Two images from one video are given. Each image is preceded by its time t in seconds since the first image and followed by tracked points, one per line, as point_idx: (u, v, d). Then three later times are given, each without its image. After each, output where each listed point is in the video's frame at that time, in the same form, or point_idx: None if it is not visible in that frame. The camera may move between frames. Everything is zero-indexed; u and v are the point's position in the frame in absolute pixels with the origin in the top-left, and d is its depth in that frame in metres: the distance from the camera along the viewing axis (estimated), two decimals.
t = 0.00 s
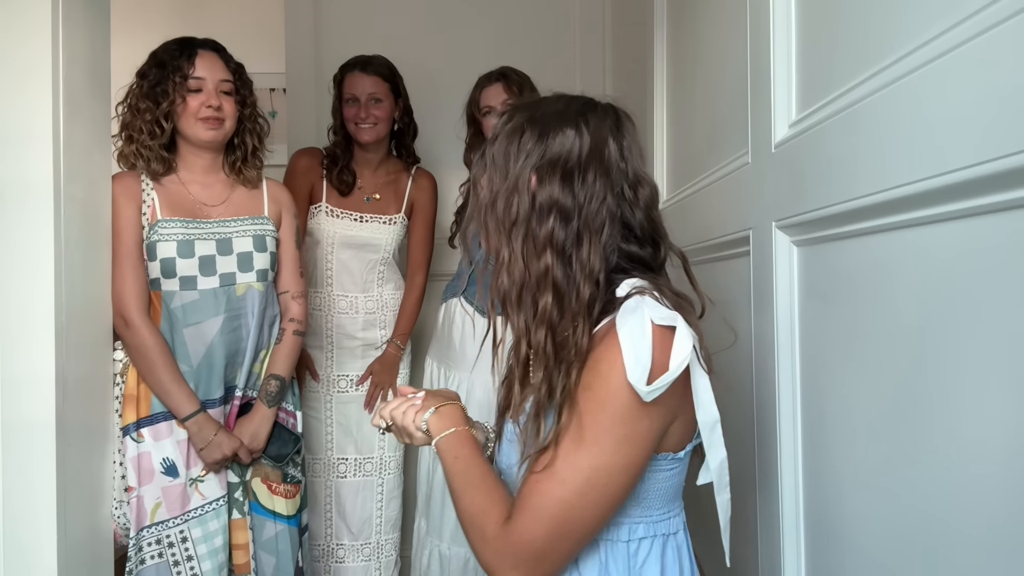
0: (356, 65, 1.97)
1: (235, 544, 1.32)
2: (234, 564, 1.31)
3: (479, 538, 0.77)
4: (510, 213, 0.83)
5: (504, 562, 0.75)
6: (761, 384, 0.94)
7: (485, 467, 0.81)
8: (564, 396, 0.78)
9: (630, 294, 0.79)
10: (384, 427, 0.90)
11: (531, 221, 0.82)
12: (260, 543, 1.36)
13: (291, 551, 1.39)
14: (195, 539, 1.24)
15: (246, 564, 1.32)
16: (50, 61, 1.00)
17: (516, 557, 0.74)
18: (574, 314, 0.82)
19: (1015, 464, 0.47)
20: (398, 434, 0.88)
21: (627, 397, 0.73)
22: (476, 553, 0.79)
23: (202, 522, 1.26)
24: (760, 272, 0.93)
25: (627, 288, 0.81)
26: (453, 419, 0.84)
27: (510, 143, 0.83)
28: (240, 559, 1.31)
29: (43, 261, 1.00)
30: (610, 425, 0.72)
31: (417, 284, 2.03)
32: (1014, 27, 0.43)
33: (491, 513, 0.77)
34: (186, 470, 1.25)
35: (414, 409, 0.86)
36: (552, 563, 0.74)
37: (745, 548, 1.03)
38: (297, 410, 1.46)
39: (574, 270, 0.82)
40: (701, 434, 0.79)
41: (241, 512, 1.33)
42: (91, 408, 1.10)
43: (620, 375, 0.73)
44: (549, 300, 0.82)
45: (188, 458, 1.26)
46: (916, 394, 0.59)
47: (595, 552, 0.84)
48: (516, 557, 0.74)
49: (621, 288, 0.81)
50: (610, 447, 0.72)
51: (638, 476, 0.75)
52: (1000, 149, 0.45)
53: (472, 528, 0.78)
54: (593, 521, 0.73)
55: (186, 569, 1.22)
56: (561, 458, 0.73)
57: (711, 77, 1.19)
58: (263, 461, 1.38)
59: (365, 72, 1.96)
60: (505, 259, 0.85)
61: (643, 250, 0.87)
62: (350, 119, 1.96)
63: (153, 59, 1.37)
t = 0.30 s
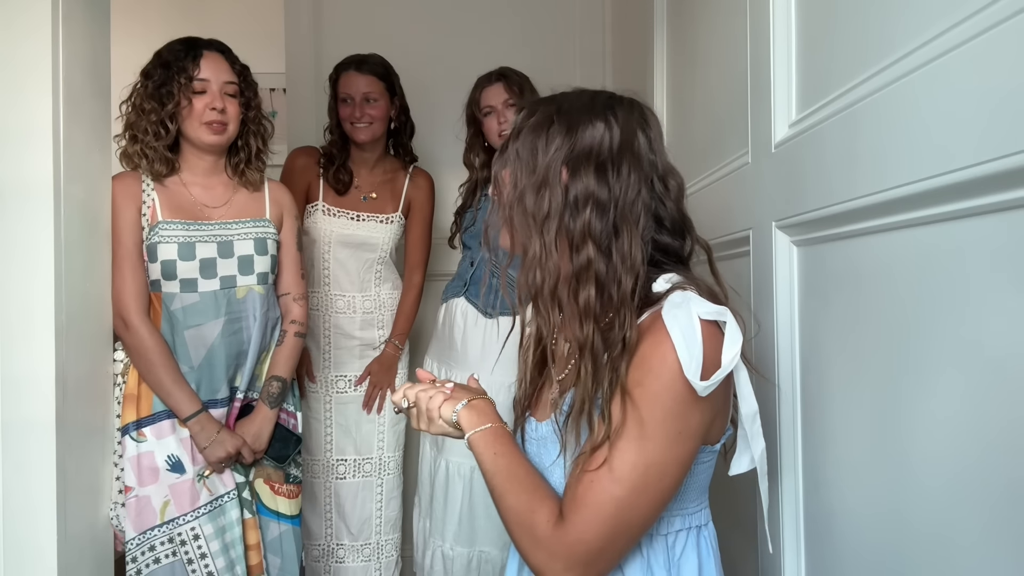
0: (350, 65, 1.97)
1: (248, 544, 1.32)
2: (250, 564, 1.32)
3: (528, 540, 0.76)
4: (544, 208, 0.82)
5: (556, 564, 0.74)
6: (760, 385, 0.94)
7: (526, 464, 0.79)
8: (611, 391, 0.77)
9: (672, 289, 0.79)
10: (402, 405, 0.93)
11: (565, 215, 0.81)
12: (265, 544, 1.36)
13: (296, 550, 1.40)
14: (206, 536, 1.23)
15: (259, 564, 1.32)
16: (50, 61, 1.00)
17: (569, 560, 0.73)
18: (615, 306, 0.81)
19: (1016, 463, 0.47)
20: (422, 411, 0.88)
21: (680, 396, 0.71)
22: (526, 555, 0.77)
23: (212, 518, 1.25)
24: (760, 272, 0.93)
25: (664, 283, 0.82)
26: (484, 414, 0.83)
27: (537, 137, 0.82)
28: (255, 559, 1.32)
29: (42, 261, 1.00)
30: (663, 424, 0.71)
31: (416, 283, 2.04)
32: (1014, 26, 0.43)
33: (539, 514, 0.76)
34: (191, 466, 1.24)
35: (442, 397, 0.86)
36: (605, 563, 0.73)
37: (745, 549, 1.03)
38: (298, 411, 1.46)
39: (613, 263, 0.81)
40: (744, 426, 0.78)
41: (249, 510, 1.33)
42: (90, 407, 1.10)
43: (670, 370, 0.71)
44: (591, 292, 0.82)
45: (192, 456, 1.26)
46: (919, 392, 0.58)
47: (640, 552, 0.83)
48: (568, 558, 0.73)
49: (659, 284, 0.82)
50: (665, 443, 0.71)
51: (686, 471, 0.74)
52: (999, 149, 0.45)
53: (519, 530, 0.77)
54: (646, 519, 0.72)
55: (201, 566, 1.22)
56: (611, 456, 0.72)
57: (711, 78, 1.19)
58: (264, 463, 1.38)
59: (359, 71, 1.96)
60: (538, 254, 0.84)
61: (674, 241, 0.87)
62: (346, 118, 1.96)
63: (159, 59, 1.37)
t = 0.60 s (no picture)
0: (346, 65, 1.97)
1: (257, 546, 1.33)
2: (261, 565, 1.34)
3: (531, 541, 0.76)
4: (562, 201, 0.82)
5: (559, 564, 0.73)
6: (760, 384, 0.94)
7: (524, 467, 0.79)
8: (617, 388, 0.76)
9: (677, 288, 0.79)
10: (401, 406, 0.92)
11: (582, 208, 0.81)
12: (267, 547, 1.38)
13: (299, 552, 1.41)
14: (207, 540, 1.23)
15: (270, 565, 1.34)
16: (50, 61, 1.00)
17: (572, 560, 0.72)
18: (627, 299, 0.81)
19: (1016, 463, 0.47)
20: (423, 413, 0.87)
21: (683, 397, 0.71)
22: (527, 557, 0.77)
23: (214, 521, 1.25)
24: (760, 273, 0.93)
25: (667, 284, 0.81)
26: (486, 417, 0.83)
27: (554, 133, 0.83)
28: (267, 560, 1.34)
29: (42, 261, 1.00)
30: (667, 425, 0.71)
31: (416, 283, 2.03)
32: (1015, 27, 0.43)
33: (541, 515, 0.76)
34: (191, 472, 1.25)
35: (444, 401, 0.85)
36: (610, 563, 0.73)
37: (746, 548, 1.03)
38: (298, 415, 1.46)
39: (630, 256, 0.81)
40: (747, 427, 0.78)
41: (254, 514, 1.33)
42: (90, 408, 1.10)
43: (675, 370, 0.71)
44: (603, 283, 0.81)
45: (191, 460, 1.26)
46: (919, 391, 0.58)
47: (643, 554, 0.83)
48: (572, 558, 0.72)
49: (665, 282, 0.82)
50: (668, 444, 0.71)
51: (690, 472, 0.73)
52: (999, 149, 0.45)
53: (521, 532, 0.77)
54: (652, 517, 0.72)
55: (202, 569, 1.22)
56: (612, 459, 0.72)
57: (711, 77, 1.19)
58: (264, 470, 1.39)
59: (356, 71, 1.96)
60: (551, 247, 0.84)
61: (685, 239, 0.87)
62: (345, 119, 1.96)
63: (161, 65, 1.36)
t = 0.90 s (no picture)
0: (345, 65, 1.98)
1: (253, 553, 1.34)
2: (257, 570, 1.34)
3: (547, 556, 0.74)
4: (565, 200, 0.82)
5: None
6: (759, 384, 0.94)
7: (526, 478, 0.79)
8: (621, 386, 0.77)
9: (677, 285, 0.79)
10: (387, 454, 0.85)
11: (586, 208, 0.81)
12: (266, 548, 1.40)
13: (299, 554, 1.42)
14: (200, 542, 1.24)
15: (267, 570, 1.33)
16: (50, 61, 1.00)
17: (594, 569, 0.71)
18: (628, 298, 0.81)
19: (1015, 465, 0.47)
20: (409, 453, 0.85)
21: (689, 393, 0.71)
22: None
23: (208, 524, 1.26)
24: (759, 274, 0.93)
25: (666, 281, 0.82)
26: (477, 444, 0.82)
27: (558, 133, 0.83)
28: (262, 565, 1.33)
29: (42, 261, 1.00)
30: (675, 423, 0.71)
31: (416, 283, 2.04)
32: (1015, 27, 0.43)
33: (554, 529, 0.74)
34: (189, 474, 1.25)
35: (428, 438, 0.84)
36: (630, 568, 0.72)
37: (745, 547, 1.03)
38: (297, 418, 1.46)
39: (633, 255, 0.81)
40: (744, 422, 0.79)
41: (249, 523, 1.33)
42: (90, 408, 1.10)
43: (678, 365, 0.71)
44: (606, 282, 0.81)
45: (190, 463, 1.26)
46: (918, 391, 0.58)
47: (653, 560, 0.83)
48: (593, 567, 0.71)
49: (665, 280, 0.82)
50: (679, 443, 0.71)
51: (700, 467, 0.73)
52: (1000, 148, 0.45)
53: (534, 550, 0.75)
54: (667, 517, 0.72)
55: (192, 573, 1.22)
56: (623, 459, 0.71)
57: (710, 76, 1.19)
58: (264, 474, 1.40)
59: (355, 71, 1.96)
60: (554, 245, 0.84)
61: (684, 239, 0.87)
62: (346, 119, 1.96)
63: (167, 67, 1.36)
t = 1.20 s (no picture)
0: (347, 65, 1.97)
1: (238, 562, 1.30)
2: None
3: None
4: (601, 205, 0.80)
5: None
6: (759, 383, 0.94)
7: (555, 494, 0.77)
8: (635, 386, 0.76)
9: (679, 283, 0.80)
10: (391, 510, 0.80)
11: (617, 212, 0.80)
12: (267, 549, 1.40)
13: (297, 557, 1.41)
14: (198, 543, 1.24)
15: None
16: (50, 61, 1.00)
17: None
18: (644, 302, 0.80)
19: (1015, 465, 0.47)
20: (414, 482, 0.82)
21: (702, 395, 0.71)
22: None
23: (205, 526, 1.26)
24: (759, 274, 0.93)
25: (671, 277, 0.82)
26: (498, 471, 0.78)
27: (594, 132, 0.81)
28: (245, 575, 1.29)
29: (42, 261, 1.00)
30: (700, 424, 0.71)
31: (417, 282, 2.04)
32: (1014, 27, 0.43)
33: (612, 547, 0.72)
34: (188, 476, 1.25)
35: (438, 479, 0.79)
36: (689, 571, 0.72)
37: (745, 548, 1.03)
38: (298, 420, 1.46)
39: (650, 260, 0.81)
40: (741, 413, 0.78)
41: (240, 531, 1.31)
42: (90, 408, 1.10)
43: (686, 356, 0.72)
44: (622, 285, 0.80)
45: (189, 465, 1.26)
46: (917, 395, 0.58)
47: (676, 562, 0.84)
48: None
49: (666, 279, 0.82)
50: (709, 443, 0.71)
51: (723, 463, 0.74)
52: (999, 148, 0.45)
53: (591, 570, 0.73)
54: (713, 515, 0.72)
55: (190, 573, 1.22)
56: (648, 457, 0.72)
57: (711, 76, 1.19)
58: (265, 476, 1.40)
59: (357, 70, 1.96)
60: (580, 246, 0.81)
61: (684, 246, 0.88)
62: (347, 119, 1.96)
63: (167, 69, 1.37)
